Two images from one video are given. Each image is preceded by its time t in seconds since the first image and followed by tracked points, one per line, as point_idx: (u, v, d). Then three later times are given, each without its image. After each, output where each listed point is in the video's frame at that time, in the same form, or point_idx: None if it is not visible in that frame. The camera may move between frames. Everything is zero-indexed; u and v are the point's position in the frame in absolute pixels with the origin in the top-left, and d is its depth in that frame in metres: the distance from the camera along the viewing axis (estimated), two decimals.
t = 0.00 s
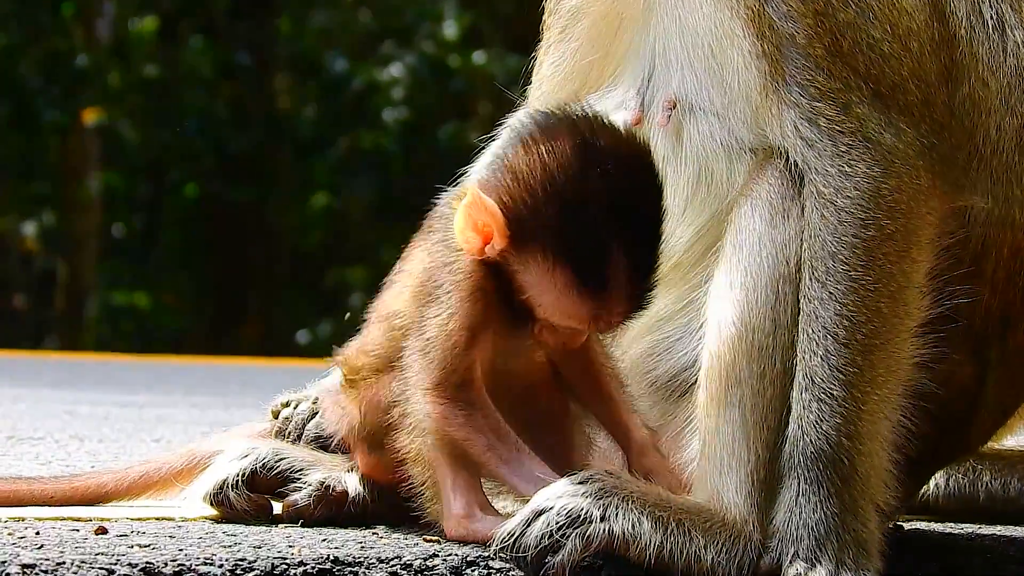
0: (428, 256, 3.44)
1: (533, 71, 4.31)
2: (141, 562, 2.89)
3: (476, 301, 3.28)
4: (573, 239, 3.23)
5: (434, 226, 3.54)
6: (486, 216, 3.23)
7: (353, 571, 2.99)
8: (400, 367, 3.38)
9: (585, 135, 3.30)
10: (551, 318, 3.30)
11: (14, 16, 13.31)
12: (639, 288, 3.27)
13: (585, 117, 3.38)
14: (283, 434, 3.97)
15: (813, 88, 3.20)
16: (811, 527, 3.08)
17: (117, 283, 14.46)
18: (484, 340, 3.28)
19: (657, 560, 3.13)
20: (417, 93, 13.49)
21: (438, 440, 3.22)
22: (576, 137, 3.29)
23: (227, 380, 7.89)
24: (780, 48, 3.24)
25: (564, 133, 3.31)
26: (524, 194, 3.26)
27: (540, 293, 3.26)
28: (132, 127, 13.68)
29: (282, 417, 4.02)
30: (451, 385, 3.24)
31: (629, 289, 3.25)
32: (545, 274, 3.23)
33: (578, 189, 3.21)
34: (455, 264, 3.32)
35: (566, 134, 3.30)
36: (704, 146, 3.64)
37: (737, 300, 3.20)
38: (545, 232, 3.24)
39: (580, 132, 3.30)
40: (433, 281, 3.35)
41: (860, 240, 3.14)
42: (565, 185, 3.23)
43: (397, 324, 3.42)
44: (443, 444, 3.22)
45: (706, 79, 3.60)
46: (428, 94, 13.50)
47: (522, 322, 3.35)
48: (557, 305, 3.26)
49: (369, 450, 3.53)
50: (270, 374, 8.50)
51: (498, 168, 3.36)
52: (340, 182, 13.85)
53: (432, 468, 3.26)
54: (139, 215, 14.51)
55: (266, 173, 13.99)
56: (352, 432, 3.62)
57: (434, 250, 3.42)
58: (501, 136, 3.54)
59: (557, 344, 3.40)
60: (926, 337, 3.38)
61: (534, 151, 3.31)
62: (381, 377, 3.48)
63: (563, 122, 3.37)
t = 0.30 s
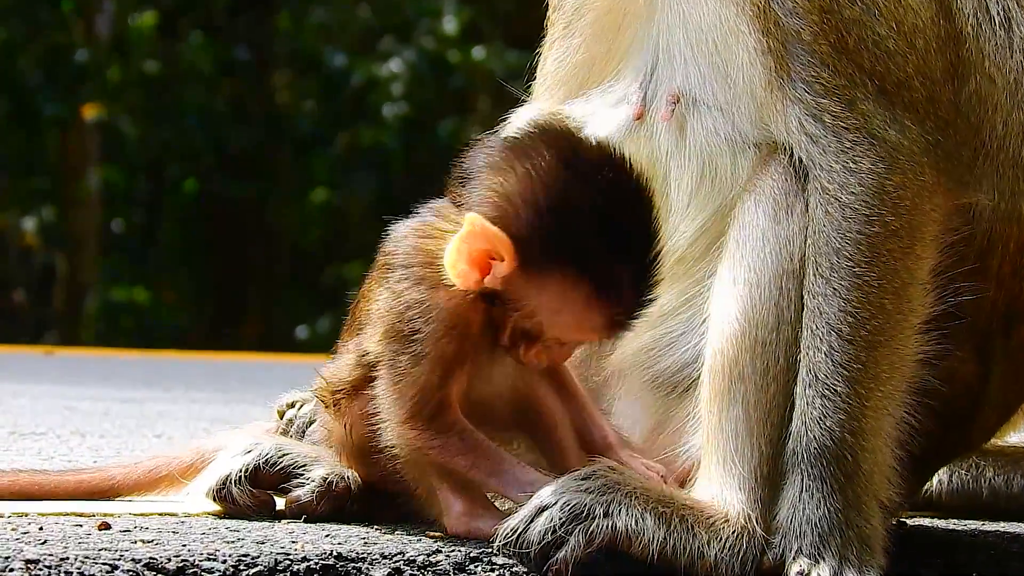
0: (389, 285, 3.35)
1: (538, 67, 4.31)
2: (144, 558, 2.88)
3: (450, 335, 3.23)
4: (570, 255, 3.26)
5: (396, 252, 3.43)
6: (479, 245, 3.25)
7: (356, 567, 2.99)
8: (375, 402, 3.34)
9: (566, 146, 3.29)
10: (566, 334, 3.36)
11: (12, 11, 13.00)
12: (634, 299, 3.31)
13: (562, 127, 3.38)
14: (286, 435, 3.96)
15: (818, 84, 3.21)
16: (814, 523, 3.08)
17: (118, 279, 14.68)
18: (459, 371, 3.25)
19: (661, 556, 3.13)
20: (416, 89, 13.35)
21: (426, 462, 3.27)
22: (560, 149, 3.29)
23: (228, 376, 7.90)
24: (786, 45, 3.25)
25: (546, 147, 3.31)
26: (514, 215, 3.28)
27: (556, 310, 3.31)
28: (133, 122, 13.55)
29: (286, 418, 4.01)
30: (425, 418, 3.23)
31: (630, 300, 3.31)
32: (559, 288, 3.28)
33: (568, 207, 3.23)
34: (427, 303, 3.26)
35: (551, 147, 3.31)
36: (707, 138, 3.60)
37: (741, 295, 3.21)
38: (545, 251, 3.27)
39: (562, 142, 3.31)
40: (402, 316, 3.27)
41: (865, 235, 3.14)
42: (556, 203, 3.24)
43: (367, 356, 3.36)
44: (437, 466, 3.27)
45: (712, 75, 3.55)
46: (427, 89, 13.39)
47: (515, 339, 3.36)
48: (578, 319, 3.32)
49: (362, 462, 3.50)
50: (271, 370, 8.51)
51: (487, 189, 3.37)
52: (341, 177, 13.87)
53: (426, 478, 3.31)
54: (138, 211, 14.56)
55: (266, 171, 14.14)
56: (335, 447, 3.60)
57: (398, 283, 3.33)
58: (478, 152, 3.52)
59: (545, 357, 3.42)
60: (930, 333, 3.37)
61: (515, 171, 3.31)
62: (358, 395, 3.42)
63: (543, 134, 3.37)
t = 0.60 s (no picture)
0: (414, 272, 3.28)
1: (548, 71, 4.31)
2: (155, 556, 2.88)
3: (481, 320, 3.17)
4: (614, 235, 3.21)
5: (420, 238, 3.38)
6: (527, 228, 3.18)
7: (367, 565, 2.99)
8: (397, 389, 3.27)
9: (608, 132, 3.27)
10: (608, 317, 3.31)
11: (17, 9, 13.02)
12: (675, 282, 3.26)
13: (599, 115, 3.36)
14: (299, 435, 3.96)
15: (836, 88, 3.18)
16: (826, 523, 3.08)
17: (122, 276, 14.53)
18: (485, 356, 3.19)
19: (672, 555, 3.13)
20: (424, 86, 13.21)
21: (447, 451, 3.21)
22: (603, 133, 3.27)
23: (236, 374, 7.89)
24: (803, 48, 3.21)
25: (588, 131, 3.28)
26: (564, 196, 3.21)
27: (599, 291, 3.26)
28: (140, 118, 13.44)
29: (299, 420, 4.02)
30: (447, 404, 3.17)
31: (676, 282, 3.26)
32: (606, 269, 3.24)
33: (618, 188, 3.18)
34: (460, 285, 3.20)
35: (596, 132, 3.27)
36: (722, 134, 3.62)
37: (752, 292, 3.23)
38: (591, 233, 3.21)
39: (606, 128, 3.27)
40: (429, 301, 3.20)
41: (881, 238, 3.14)
42: (604, 184, 3.19)
43: (389, 344, 3.31)
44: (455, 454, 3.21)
45: (724, 71, 3.57)
46: (437, 89, 13.24)
47: (547, 321, 3.30)
48: (622, 302, 3.27)
49: (375, 461, 3.49)
50: (282, 369, 8.45)
51: (529, 172, 3.32)
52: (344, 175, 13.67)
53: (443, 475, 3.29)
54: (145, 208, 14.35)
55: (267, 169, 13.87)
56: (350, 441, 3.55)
57: (424, 268, 3.27)
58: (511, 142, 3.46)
59: (578, 340, 3.36)
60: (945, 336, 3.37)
61: (557, 154, 3.27)
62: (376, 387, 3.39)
63: (584, 121, 3.33)
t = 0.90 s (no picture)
0: (477, 241, 3.41)
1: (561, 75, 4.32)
2: (173, 552, 2.87)
3: (541, 294, 3.30)
4: (668, 228, 3.35)
5: (478, 215, 3.51)
6: (591, 201, 3.28)
7: (385, 563, 2.98)
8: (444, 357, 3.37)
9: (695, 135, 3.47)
10: (642, 311, 3.39)
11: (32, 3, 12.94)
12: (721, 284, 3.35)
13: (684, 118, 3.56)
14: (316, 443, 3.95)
15: (862, 90, 3.19)
16: (846, 521, 3.08)
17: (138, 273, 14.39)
18: (537, 333, 3.29)
19: (690, 552, 3.11)
20: (442, 83, 13.45)
21: (483, 429, 3.25)
22: (684, 136, 3.45)
23: (253, 371, 7.92)
24: (830, 50, 3.22)
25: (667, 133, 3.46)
26: (627, 185, 3.35)
27: (636, 283, 3.37)
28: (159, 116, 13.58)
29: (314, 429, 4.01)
30: (497, 371, 3.26)
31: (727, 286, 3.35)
32: (647, 260, 3.36)
33: (689, 183, 3.36)
34: (522, 256, 3.32)
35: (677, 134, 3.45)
36: (739, 134, 3.67)
37: (773, 291, 3.19)
38: (649, 228, 3.35)
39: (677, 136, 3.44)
40: (487, 272, 3.33)
41: (906, 239, 3.15)
42: (675, 177, 3.36)
43: (437, 318, 3.42)
44: (491, 432, 3.24)
45: (744, 69, 3.59)
46: (454, 84, 13.50)
47: (586, 308, 3.37)
48: (654, 298, 3.38)
49: (397, 449, 3.54)
50: (293, 366, 8.46)
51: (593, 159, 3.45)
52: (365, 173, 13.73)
53: (469, 455, 3.30)
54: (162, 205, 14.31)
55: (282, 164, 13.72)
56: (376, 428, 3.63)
57: (486, 240, 3.39)
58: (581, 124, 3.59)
59: (615, 335, 3.42)
60: (966, 338, 3.38)
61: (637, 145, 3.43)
62: (416, 373, 3.50)
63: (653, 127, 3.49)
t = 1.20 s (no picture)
0: (495, 231, 3.45)
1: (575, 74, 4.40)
2: (188, 548, 2.86)
3: (563, 280, 3.33)
4: (678, 203, 3.35)
5: (496, 206, 3.55)
6: (600, 180, 3.37)
7: (402, 559, 2.97)
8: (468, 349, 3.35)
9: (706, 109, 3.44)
10: (652, 291, 3.43)
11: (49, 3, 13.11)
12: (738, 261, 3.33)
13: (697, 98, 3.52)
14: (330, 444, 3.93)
15: (882, 89, 3.22)
16: (862, 520, 3.08)
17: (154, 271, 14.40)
18: (562, 321, 3.32)
19: (705, 549, 3.11)
20: (459, 82, 13.61)
21: (509, 425, 3.25)
22: (696, 111, 3.43)
23: (264, 368, 7.95)
24: (851, 50, 3.25)
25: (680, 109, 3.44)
26: (633, 163, 3.39)
27: (648, 261, 3.40)
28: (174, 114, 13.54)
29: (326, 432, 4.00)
30: (525, 365, 3.27)
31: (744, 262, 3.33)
32: (657, 234, 3.38)
33: (696, 159, 3.33)
34: (540, 244, 3.36)
35: (687, 108, 3.44)
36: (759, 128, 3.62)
37: (789, 289, 3.18)
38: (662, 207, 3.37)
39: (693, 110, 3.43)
40: (508, 260, 3.36)
41: (924, 238, 3.16)
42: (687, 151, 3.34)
43: (455, 303, 3.41)
44: (516, 427, 3.24)
45: (762, 67, 3.61)
46: (468, 84, 13.64)
47: (600, 291, 3.41)
48: (665, 275, 3.40)
49: (411, 439, 3.52)
50: (306, 365, 8.46)
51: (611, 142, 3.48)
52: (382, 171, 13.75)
53: (485, 448, 3.29)
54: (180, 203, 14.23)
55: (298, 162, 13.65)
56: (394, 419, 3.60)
57: (505, 228, 3.43)
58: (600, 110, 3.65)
59: (630, 318, 3.43)
60: (983, 339, 3.39)
61: (647, 123, 3.44)
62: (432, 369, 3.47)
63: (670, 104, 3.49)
